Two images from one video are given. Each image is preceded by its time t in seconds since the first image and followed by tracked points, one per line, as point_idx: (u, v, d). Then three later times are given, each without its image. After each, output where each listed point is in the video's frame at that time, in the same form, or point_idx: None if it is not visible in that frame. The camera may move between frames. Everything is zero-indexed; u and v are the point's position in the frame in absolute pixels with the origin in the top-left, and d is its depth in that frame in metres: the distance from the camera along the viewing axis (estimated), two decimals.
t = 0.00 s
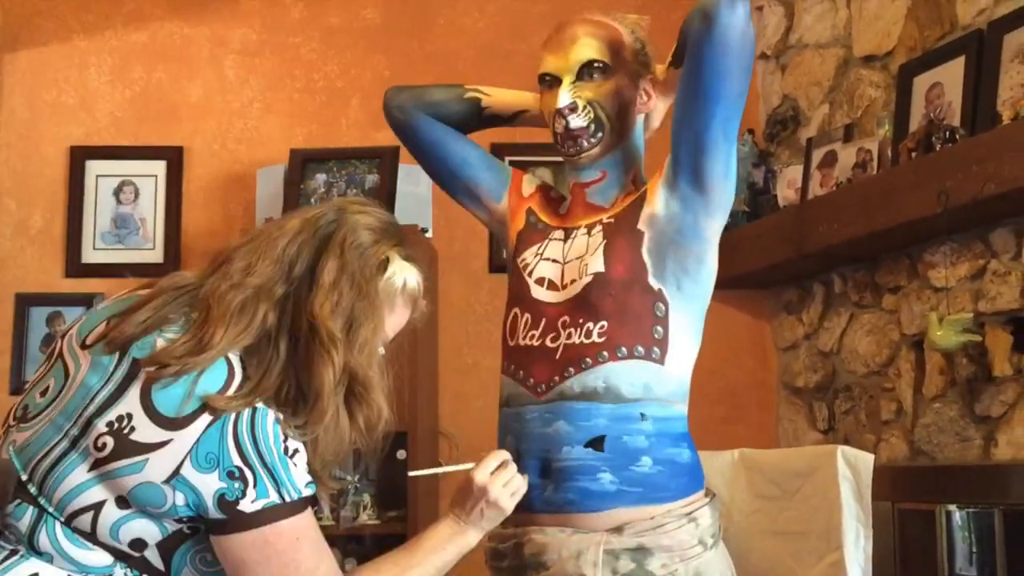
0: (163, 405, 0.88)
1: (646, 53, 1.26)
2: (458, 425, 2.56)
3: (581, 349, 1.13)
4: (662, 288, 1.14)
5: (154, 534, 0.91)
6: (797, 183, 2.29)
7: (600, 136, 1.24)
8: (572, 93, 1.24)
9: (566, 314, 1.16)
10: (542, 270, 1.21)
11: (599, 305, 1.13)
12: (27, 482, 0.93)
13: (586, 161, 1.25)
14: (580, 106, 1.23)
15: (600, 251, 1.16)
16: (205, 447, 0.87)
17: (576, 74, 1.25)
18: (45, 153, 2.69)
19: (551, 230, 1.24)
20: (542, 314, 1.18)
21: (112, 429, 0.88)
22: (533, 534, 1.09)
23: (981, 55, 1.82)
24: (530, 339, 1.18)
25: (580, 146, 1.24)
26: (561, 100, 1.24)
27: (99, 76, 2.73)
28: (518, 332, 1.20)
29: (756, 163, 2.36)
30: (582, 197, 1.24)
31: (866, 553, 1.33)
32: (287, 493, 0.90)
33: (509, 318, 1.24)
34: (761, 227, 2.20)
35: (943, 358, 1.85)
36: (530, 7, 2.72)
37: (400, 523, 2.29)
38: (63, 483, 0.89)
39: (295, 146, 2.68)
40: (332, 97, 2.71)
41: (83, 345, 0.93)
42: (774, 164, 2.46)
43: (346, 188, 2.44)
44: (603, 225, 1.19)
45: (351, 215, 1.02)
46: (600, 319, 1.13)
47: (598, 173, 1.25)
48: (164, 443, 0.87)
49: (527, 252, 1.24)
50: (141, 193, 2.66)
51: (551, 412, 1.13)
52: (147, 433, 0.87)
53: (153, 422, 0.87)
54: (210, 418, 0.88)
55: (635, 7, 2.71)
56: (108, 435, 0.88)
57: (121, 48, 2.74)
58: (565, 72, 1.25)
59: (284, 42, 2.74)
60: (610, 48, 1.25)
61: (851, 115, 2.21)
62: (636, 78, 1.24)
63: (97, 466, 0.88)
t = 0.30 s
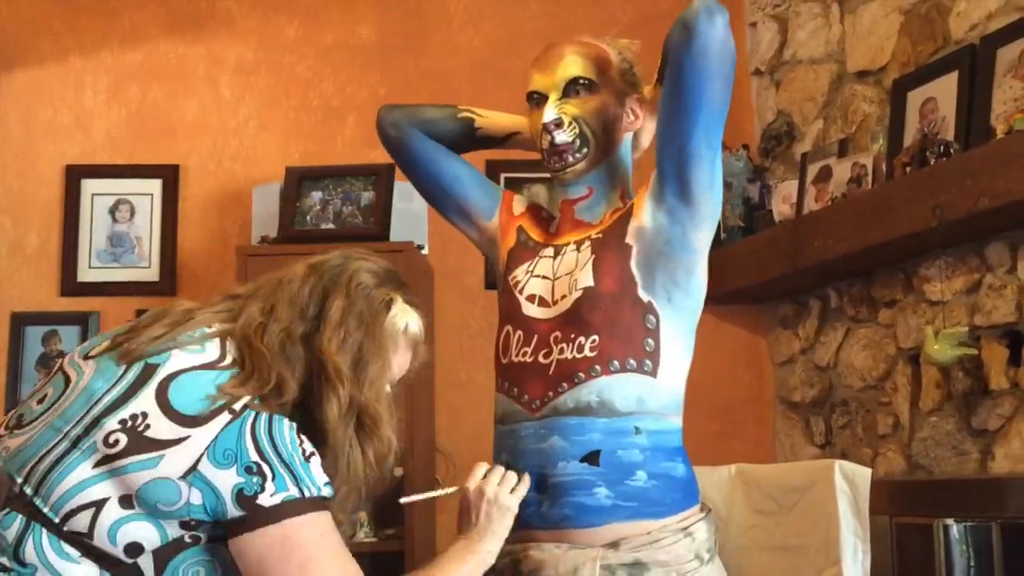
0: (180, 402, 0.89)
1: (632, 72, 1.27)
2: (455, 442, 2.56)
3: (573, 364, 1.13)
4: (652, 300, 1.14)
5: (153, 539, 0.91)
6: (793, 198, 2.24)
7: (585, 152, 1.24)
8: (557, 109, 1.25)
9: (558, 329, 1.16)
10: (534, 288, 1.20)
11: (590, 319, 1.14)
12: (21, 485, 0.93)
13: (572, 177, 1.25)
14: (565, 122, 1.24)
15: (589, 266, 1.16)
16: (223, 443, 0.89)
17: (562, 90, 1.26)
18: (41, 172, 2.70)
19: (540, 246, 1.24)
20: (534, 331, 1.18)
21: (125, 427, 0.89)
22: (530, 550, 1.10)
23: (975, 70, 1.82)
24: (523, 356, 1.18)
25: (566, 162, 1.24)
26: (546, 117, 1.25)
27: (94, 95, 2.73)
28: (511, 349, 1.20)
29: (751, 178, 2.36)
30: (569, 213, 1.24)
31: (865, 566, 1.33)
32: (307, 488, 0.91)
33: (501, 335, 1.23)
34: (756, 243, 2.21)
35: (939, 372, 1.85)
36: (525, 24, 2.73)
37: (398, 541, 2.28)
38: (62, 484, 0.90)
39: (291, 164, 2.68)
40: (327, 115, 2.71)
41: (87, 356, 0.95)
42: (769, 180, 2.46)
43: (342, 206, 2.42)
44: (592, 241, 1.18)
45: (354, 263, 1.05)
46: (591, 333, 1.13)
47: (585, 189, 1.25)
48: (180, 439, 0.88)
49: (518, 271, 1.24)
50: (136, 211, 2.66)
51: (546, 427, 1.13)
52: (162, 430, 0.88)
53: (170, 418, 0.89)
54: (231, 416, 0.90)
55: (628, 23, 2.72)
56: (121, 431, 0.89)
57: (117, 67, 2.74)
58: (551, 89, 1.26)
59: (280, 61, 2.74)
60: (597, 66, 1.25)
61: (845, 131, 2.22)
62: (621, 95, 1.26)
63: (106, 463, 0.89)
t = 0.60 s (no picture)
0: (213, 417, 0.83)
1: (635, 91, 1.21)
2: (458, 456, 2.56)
3: (581, 381, 1.07)
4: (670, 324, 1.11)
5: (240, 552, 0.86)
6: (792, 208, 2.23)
7: (594, 171, 1.15)
8: (564, 126, 1.16)
9: (564, 348, 1.10)
10: (536, 312, 1.14)
11: (597, 339, 1.08)
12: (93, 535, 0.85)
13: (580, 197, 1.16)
14: (572, 143, 1.15)
15: (601, 292, 1.10)
16: (261, 450, 0.83)
17: (566, 107, 1.17)
18: (41, 191, 2.70)
19: (540, 274, 1.17)
20: (539, 350, 1.12)
21: (167, 458, 0.83)
22: (537, 561, 1.05)
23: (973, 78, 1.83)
24: (529, 374, 1.12)
25: (574, 183, 1.15)
26: (552, 135, 1.16)
27: (94, 114, 2.74)
28: (515, 370, 1.14)
29: (751, 188, 2.36)
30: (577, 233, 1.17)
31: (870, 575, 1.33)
32: (352, 480, 0.87)
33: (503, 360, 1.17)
34: (757, 253, 2.21)
35: (942, 380, 1.85)
36: (523, 37, 2.73)
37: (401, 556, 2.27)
38: (131, 529, 0.84)
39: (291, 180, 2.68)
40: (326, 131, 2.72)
41: (100, 379, 0.87)
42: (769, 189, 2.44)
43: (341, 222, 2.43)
44: (604, 267, 1.12)
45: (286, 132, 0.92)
46: (599, 355, 1.07)
47: (591, 209, 1.16)
48: (218, 460, 0.82)
49: (519, 301, 1.17)
50: (137, 229, 2.66)
51: (553, 441, 1.08)
52: (204, 454, 0.82)
53: (203, 438, 0.83)
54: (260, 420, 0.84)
55: (626, 35, 2.72)
56: (166, 466, 0.83)
57: (115, 86, 2.75)
58: (556, 106, 1.17)
59: (278, 77, 2.75)
60: (604, 79, 1.18)
61: (843, 140, 2.22)
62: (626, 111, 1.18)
63: (167, 499, 0.83)
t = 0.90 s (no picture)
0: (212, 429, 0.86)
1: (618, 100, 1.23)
2: (466, 461, 2.55)
3: (591, 398, 1.07)
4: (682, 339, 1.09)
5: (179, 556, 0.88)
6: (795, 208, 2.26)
7: (589, 165, 1.17)
8: (561, 117, 1.18)
9: (573, 365, 1.09)
10: (538, 329, 1.12)
11: (607, 355, 1.07)
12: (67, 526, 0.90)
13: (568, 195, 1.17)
14: (570, 131, 1.17)
15: (604, 309, 1.09)
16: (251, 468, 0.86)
17: (563, 100, 1.19)
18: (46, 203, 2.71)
19: (535, 292, 1.15)
20: (546, 368, 1.11)
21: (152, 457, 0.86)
22: (547, 566, 1.04)
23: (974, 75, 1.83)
24: (537, 393, 1.11)
25: (569, 173, 1.16)
26: (552, 123, 1.17)
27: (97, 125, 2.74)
28: (521, 390, 1.13)
29: (754, 189, 2.36)
30: (568, 237, 1.16)
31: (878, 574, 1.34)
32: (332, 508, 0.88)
33: (506, 382, 1.16)
34: (761, 253, 2.21)
35: (948, 378, 1.85)
36: (524, 41, 2.73)
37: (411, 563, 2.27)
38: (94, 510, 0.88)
39: (294, 188, 2.69)
40: (329, 139, 2.72)
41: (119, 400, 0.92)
42: (771, 190, 2.46)
43: (346, 228, 2.43)
44: (603, 280, 1.11)
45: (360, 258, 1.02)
46: (609, 371, 1.07)
47: (581, 210, 1.16)
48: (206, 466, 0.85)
49: (516, 320, 1.15)
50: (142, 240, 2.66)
51: (562, 453, 1.07)
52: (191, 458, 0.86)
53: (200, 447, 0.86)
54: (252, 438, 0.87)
55: (627, 38, 2.73)
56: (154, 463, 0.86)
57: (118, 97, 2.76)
58: (553, 97, 1.18)
59: (280, 86, 2.75)
60: (597, 81, 1.20)
61: (846, 139, 2.22)
62: (614, 114, 1.21)
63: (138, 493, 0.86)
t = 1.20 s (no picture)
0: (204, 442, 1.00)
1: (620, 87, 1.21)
2: (475, 457, 2.56)
3: (598, 393, 1.06)
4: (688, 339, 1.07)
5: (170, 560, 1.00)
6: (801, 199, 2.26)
7: (581, 161, 1.15)
8: (553, 113, 1.16)
9: (580, 360, 1.08)
10: (545, 325, 1.12)
11: (614, 350, 1.07)
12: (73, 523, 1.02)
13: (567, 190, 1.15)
14: (560, 127, 1.15)
15: (609, 303, 1.08)
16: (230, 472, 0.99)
17: (556, 94, 1.17)
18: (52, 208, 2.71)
19: (541, 288, 1.15)
20: (553, 364, 1.10)
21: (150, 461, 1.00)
22: (558, 563, 1.04)
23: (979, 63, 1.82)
24: (545, 389, 1.09)
25: (560, 169, 1.14)
26: (541, 119, 1.15)
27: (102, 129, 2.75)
28: (529, 386, 1.12)
29: (761, 181, 2.37)
30: (574, 232, 1.15)
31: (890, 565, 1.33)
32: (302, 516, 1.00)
33: (515, 379, 1.15)
34: (767, 245, 2.20)
35: (957, 367, 1.84)
36: (527, 37, 2.73)
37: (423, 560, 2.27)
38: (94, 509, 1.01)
39: (299, 188, 2.69)
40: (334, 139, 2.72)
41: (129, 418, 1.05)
42: (777, 181, 2.46)
43: (352, 227, 2.43)
44: (609, 275, 1.10)
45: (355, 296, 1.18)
46: (616, 366, 1.06)
47: (583, 205, 1.15)
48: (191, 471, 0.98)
49: (523, 316, 1.15)
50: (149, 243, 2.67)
51: (569, 448, 1.06)
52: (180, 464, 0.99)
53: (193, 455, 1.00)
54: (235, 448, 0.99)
55: (629, 33, 2.72)
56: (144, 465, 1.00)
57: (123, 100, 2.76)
58: (545, 92, 1.17)
59: (284, 86, 2.75)
60: (592, 72, 1.18)
61: (851, 129, 2.21)
62: (612, 105, 1.18)
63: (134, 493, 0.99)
